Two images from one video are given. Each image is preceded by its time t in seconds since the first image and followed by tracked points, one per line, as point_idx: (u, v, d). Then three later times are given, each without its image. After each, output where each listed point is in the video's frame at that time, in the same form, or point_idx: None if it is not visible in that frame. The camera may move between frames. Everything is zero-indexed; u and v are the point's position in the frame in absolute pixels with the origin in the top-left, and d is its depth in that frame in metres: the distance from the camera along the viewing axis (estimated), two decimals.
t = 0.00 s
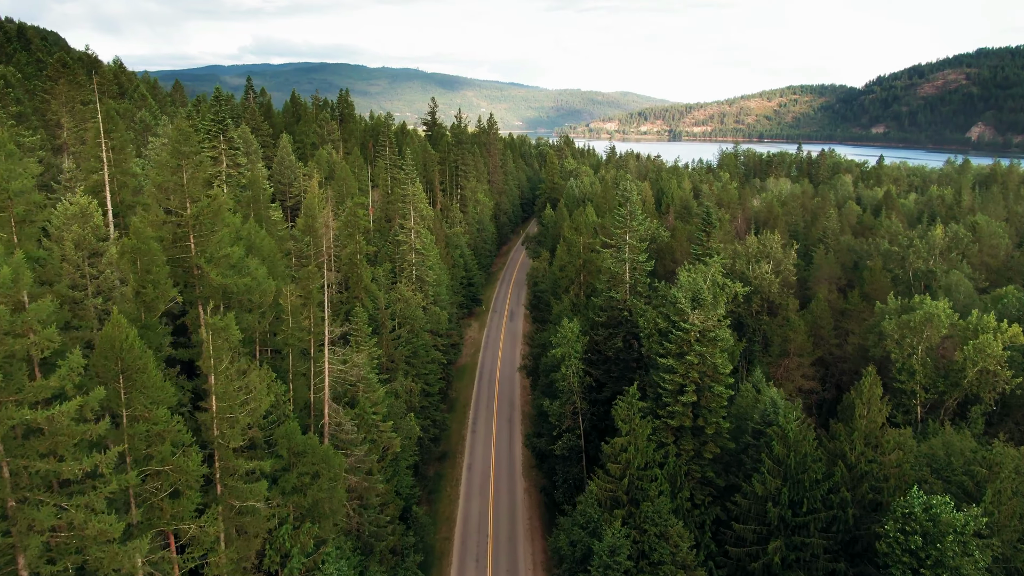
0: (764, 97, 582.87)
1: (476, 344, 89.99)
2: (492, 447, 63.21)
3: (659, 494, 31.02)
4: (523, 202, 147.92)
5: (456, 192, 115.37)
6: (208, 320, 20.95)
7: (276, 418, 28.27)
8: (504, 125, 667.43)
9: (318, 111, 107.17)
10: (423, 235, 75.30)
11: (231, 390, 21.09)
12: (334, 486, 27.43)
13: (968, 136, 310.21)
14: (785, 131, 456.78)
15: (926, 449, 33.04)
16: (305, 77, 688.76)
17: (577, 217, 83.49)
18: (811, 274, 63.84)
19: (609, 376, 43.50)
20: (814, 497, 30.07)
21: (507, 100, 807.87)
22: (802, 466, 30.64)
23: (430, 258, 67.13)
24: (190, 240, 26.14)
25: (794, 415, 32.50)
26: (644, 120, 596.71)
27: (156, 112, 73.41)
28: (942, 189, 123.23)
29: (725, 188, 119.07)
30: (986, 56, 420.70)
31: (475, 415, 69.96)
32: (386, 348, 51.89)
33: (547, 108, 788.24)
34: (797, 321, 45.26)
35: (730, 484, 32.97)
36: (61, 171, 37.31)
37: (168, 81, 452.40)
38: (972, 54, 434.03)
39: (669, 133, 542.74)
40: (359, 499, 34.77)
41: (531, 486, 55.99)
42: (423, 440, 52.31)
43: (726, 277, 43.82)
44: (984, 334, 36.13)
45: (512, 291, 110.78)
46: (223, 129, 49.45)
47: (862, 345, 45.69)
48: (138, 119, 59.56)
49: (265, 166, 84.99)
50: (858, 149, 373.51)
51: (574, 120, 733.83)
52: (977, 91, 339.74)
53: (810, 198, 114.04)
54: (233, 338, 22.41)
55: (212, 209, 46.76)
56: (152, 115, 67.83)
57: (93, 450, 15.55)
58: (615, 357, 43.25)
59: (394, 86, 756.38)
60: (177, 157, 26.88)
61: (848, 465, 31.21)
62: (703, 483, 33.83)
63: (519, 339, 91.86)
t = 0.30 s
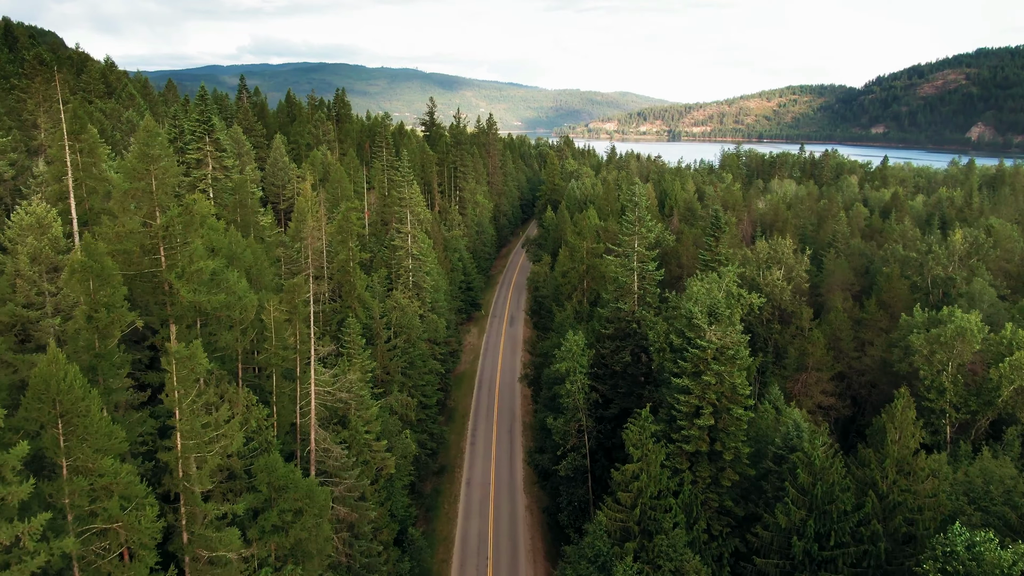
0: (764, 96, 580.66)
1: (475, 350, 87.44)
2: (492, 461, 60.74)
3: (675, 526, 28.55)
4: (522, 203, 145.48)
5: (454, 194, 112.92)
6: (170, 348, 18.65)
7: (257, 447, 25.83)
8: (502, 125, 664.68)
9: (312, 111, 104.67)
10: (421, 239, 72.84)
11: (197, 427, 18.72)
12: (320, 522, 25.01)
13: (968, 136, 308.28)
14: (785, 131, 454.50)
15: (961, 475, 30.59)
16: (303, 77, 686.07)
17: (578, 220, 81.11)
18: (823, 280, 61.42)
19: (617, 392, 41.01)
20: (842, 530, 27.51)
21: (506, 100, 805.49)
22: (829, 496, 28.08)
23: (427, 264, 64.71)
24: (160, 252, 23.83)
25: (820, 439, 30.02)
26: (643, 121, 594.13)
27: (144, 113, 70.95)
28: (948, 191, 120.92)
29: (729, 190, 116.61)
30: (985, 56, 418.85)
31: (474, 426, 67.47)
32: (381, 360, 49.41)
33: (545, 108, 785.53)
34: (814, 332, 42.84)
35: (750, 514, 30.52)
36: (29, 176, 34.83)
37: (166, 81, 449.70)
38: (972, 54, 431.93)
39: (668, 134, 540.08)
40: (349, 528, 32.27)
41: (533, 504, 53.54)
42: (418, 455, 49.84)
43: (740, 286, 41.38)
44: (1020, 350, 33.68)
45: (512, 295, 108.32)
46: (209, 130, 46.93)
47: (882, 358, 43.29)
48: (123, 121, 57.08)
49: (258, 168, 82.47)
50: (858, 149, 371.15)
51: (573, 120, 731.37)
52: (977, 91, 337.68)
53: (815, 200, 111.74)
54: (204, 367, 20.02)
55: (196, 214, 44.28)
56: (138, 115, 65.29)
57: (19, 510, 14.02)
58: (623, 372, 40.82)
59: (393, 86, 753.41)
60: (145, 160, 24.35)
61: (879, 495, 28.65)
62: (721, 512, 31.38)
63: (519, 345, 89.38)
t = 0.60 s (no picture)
0: (763, 96, 578.64)
1: (475, 357, 84.98)
2: (492, 476, 58.31)
3: (694, 564, 26.08)
4: (522, 205, 143.18)
5: (453, 195, 110.59)
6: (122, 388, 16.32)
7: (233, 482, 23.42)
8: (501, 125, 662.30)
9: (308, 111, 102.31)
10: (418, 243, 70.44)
11: (154, 477, 16.48)
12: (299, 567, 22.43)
13: (968, 136, 306.03)
14: (785, 131, 452.39)
15: (1003, 506, 28.09)
16: (302, 77, 683.61)
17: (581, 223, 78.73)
18: (837, 287, 59.12)
19: (625, 410, 38.64)
20: (877, 569, 24.24)
21: (505, 100, 802.63)
22: (862, 531, 25.13)
23: (425, 269, 62.35)
24: (126, 269, 21.52)
25: (850, 467, 27.60)
26: (642, 121, 592.09)
27: (131, 113, 68.66)
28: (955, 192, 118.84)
29: (733, 191, 114.17)
30: (985, 56, 416.40)
31: (473, 438, 65.00)
32: (376, 373, 47.06)
33: (544, 108, 783.25)
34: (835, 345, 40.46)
35: (774, 548, 28.05)
36: None
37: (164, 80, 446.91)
38: (972, 54, 430.16)
39: (668, 134, 537.84)
40: (339, 563, 29.96)
41: (535, 524, 51.15)
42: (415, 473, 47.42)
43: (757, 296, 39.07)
44: None
45: (512, 299, 105.94)
46: (194, 131, 44.53)
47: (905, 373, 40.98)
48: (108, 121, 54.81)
49: (250, 170, 80.13)
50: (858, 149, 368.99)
51: (572, 120, 728.87)
52: (977, 91, 335.77)
53: (820, 201, 109.54)
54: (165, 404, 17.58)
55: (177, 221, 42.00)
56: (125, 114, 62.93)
57: None
58: (632, 389, 38.46)
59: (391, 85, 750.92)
60: (107, 166, 21.82)
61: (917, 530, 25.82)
62: (742, 546, 28.89)
63: (520, 352, 86.90)
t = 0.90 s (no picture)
0: (762, 96, 577.00)
1: (474, 364, 82.48)
2: (492, 492, 55.83)
3: None
4: (522, 206, 140.73)
5: (452, 197, 108.19)
6: (56, 438, 13.93)
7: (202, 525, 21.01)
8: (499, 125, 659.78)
9: (302, 111, 99.94)
10: (415, 248, 67.94)
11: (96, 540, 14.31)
12: None
13: (968, 136, 303.79)
14: (785, 131, 450.16)
15: None
16: (301, 77, 681.46)
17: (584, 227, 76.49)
18: (851, 294, 56.76)
19: (635, 430, 36.34)
20: None
21: (505, 100, 800.36)
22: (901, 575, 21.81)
23: (422, 276, 59.86)
24: (80, 288, 19.02)
25: (886, 501, 25.15)
26: (642, 121, 589.65)
27: (118, 113, 66.31)
28: (962, 194, 116.46)
29: (737, 193, 111.68)
30: (986, 56, 414.11)
31: (473, 451, 62.45)
32: (370, 388, 44.66)
33: (543, 108, 780.63)
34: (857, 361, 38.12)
35: None
36: None
37: (162, 80, 444.70)
38: (972, 54, 427.97)
39: (667, 134, 535.35)
40: None
41: (538, 545, 48.68)
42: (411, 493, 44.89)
43: (775, 308, 36.64)
44: None
45: (512, 303, 103.52)
46: (177, 132, 42.33)
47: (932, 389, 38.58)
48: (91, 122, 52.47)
49: (242, 172, 77.74)
50: (857, 149, 366.76)
51: (571, 120, 726.28)
52: (977, 91, 333.59)
53: (826, 203, 107.16)
54: (108, 455, 15.36)
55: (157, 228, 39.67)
56: (110, 115, 60.57)
57: None
58: (643, 407, 36.14)
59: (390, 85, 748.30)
60: (55, 173, 19.35)
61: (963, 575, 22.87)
62: None
63: (520, 358, 84.43)
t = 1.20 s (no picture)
0: (762, 96, 574.62)
1: (473, 372, 79.65)
2: (492, 512, 53.02)
3: None
4: (522, 208, 137.91)
5: (450, 199, 105.45)
6: None
7: None
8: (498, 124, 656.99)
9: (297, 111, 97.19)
10: (412, 254, 65.09)
11: None
12: None
13: (968, 136, 300.84)
14: (784, 131, 447.74)
15: None
16: (299, 76, 678.39)
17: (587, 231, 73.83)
18: (869, 303, 54.06)
19: (647, 456, 33.65)
20: None
21: (503, 100, 797.48)
22: None
23: (418, 284, 57.07)
24: (13, 318, 16.16)
25: (936, 550, 22.41)
26: (641, 121, 586.98)
27: (101, 113, 63.56)
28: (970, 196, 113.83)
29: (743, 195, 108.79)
30: (986, 56, 410.86)
31: (471, 467, 59.62)
32: (361, 406, 41.84)
33: (542, 108, 778.00)
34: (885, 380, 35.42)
35: None
36: None
37: (159, 79, 441.88)
38: (972, 53, 425.66)
39: (666, 134, 532.77)
40: None
41: (541, 571, 45.92)
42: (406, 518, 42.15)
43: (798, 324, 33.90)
44: None
45: (513, 308, 100.75)
46: (155, 133, 39.69)
47: (965, 410, 35.97)
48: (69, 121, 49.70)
49: (233, 174, 74.96)
50: (857, 150, 364.34)
51: (570, 120, 723.76)
52: (977, 91, 331.29)
53: (833, 206, 104.56)
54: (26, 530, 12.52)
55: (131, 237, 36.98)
56: (91, 115, 57.80)
57: None
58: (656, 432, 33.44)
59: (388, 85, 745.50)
60: None
61: None
62: None
63: (521, 367, 81.60)
